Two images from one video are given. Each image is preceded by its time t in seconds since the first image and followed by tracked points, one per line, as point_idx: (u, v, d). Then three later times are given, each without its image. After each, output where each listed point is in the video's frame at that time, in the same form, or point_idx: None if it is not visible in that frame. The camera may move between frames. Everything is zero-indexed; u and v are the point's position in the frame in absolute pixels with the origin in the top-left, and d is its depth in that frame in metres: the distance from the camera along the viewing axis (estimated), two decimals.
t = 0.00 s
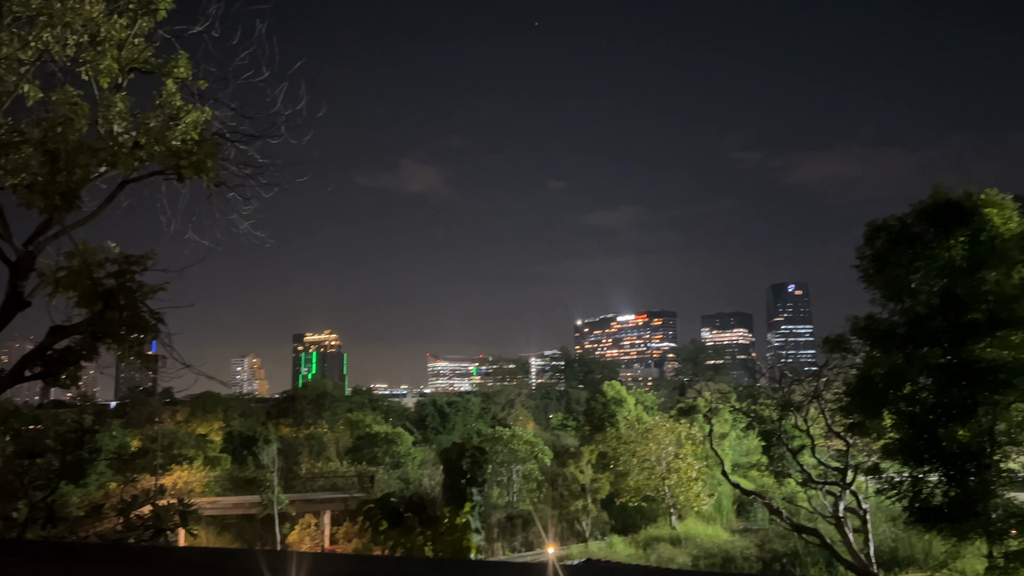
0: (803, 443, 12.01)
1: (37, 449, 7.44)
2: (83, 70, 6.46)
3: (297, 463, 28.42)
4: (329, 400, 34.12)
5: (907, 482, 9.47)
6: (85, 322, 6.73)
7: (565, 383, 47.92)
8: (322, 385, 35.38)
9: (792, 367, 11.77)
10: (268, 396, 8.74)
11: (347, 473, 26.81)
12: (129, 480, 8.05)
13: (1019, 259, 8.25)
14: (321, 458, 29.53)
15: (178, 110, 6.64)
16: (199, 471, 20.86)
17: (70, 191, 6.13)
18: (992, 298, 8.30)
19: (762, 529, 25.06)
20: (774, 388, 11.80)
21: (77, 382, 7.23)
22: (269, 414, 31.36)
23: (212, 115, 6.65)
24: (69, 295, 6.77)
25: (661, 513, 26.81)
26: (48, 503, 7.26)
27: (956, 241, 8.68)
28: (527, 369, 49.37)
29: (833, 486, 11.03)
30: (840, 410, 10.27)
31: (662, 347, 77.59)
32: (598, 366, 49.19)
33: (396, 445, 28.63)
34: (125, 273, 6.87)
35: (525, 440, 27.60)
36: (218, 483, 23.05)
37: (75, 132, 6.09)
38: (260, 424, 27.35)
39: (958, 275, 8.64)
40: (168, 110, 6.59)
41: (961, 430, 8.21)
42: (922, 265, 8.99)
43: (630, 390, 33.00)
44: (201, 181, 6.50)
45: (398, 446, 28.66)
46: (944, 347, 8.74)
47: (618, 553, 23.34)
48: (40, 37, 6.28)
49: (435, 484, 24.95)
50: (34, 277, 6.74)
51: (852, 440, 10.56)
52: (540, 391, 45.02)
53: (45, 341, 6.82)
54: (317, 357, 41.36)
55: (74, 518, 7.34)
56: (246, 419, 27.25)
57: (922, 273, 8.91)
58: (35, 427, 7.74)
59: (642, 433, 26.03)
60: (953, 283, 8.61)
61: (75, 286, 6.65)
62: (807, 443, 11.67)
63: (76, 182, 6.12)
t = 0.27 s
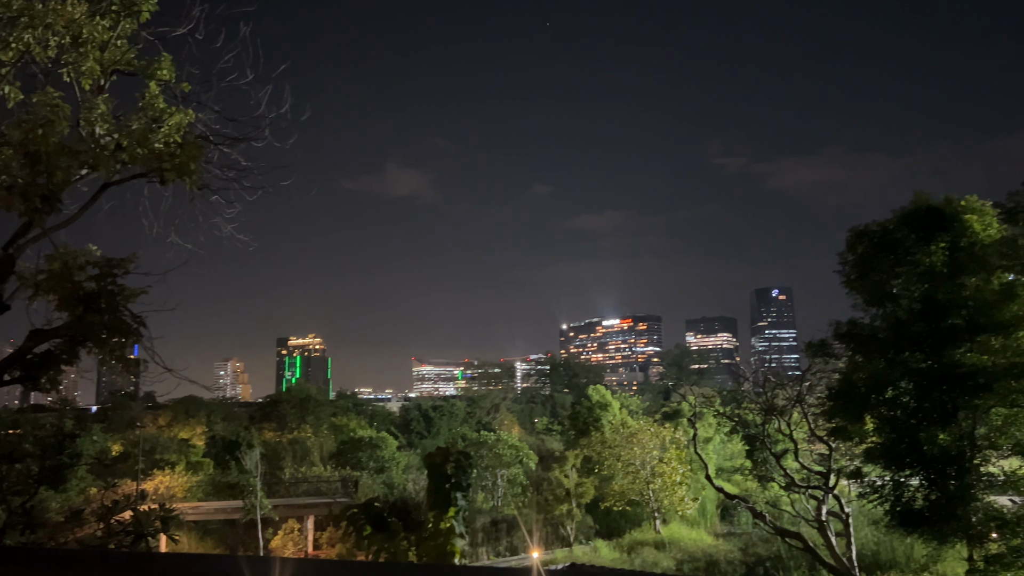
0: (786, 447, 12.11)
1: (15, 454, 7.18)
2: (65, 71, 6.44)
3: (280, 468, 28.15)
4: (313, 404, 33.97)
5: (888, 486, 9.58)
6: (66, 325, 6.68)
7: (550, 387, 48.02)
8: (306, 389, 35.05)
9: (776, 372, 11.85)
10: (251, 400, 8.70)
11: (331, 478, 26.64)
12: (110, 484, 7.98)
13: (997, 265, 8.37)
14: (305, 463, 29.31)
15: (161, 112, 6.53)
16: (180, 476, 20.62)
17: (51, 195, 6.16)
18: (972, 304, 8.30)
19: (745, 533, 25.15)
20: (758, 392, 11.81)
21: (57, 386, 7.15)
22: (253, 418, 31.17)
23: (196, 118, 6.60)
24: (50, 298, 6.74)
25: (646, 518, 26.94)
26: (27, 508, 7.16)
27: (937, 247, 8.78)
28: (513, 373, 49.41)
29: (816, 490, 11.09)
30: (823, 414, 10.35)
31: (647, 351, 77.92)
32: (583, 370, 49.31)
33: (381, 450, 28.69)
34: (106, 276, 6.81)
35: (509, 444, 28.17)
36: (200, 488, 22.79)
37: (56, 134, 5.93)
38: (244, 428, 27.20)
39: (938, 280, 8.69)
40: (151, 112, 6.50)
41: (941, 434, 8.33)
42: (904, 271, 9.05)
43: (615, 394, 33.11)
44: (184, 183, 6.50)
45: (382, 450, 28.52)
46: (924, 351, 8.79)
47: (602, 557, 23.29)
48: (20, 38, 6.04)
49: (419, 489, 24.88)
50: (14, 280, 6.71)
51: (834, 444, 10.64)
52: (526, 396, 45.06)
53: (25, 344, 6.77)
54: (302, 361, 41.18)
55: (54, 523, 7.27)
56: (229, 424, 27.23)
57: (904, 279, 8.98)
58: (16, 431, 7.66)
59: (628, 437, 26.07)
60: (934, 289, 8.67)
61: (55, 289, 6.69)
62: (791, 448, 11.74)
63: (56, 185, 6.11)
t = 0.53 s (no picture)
0: (775, 450, 12.17)
1: None
2: (53, 73, 6.34)
3: (269, 471, 28.00)
4: (302, 408, 33.84)
5: (876, 489, 9.66)
6: (53, 329, 6.65)
7: (541, 391, 48.05)
8: (296, 394, 35.08)
9: (765, 375, 11.91)
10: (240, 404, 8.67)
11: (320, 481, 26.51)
12: (98, 488, 7.94)
13: (985, 269, 8.48)
14: (294, 467, 29.20)
15: (149, 114, 6.57)
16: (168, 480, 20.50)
17: (38, 197, 6.03)
18: (959, 308, 8.48)
19: (734, 536, 25.20)
20: (747, 395, 11.70)
21: (44, 390, 7.09)
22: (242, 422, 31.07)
23: (185, 120, 6.60)
24: (38, 301, 6.73)
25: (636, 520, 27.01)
26: (13, 512, 7.08)
27: (925, 251, 8.88)
28: (503, 377, 49.41)
29: (805, 493, 11.12)
30: (811, 417, 10.42)
31: (638, 355, 78.08)
32: (574, 373, 49.36)
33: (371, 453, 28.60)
34: (94, 279, 6.78)
35: (499, 447, 28.19)
36: (189, 491, 22.65)
37: (44, 136, 5.92)
38: (233, 432, 27.08)
39: (926, 284, 8.82)
40: (139, 115, 6.56)
41: (929, 437, 8.39)
42: (892, 274, 9.14)
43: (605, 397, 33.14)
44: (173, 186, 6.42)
45: (372, 454, 28.43)
46: (913, 355, 8.89)
47: (592, 560, 23.27)
48: (8, 40, 5.95)
49: (409, 492, 24.77)
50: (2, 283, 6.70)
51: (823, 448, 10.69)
52: (516, 399, 45.06)
53: (11, 347, 6.69)
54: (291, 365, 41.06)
55: (40, 528, 7.20)
56: (218, 428, 27.10)
57: (891, 282, 9.09)
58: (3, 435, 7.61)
59: (618, 440, 26.07)
60: (922, 292, 8.77)
61: (43, 292, 6.70)
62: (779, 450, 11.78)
63: (45, 187, 6.02)
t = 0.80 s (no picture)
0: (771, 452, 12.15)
1: None
2: (49, 75, 6.32)
3: (265, 474, 27.88)
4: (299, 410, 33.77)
5: (872, 490, 9.68)
6: (47, 331, 6.63)
7: (537, 392, 48.02)
8: (292, 395, 34.89)
9: (761, 376, 11.91)
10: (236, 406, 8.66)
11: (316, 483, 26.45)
12: (92, 491, 7.91)
13: (980, 270, 8.48)
14: (290, 469, 29.13)
15: (145, 116, 6.57)
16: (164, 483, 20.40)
17: (33, 198, 6.00)
18: (955, 308, 8.48)
19: (730, 538, 25.24)
20: (743, 397, 11.68)
21: (39, 392, 7.06)
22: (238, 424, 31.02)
23: (181, 122, 6.60)
24: (33, 302, 6.72)
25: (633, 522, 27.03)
26: (8, 516, 7.05)
27: (920, 253, 8.85)
28: (499, 378, 49.40)
29: (801, 495, 11.10)
30: (807, 419, 10.42)
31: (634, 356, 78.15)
32: (570, 375, 49.41)
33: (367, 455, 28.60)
34: (89, 281, 6.77)
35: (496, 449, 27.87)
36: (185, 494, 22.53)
37: (39, 137, 5.89)
38: (228, 435, 27.02)
39: (922, 285, 8.80)
40: (136, 116, 6.56)
41: (925, 438, 8.36)
42: (888, 276, 9.15)
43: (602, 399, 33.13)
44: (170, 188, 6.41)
45: (368, 456, 28.32)
46: (909, 356, 8.87)
47: (589, 562, 23.24)
48: (4, 42, 5.92)
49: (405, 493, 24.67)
50: None
51: (819, 449, 10.70)
52: (512, 401, 45.05)
53: (5, 349, 6.66)
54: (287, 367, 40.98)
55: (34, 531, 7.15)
56: (214, 430, 27.03)
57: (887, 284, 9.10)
58: None
59: (614, 442, 26.04)
60: (917, 293, 8.76)
61: (37, 295, 6.70)
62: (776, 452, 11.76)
63: (40, 189, 5.99)
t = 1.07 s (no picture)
0: (774, 452, 12.13)
1: None
2: (52, 77, 6.34)
3: (268, 475, 27.90)
4: (301, 411, 33.77)
5: (876, 490, 9.66)
6: (52, 333, 6.65)
7: (539, 393, 48.00)
8: (294, 396, 35.03)
9: (763, 377, 11.90)
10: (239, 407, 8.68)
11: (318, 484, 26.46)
12: (96, 493, 7.91)
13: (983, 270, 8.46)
14: (293, 469, 29.17)
15: (148, 118, 6.59)
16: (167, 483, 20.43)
17: (37, 200, 6.03)
18: (958, 309, 8.48)
19: (734, 538, 25.17)
20: (746, 397, 11.76)
21: (44, 394, 7.08)
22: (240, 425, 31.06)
23: (184, 123, 6.62)
24: (36, 304, 6.74)
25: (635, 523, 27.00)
26: (12, 517, 7.06)
27: (923, 253, 8.89)
28: (502, 379, 49.43)
29: (804, 495, 11.08)
30: (810, 419, 10.42)
31: (637, 357, 78.15)
32: (572, 375, 49.43)
33: (369, 456, 28.31)
34: (93, 282, 6.79)
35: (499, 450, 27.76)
36: (188, 494, 22.56)
37: (42, 140, 5.92)
38: (231, 436, 27.04)
39: (924, 285, 8.80)
40: (138, 118, 6.58)
41: (929, 438, 8.33)
42: (890, 276, 9.15)
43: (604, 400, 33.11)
44: (172, 189, 6.43)
45: (371, 457, 28.29)
46: (912, 357, 8.89)
47: (592, 563, 23.19)
48: (8, 45, 5.95)
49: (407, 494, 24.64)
50: None
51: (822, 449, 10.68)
52: (515, 402, 45.06)
53: (10, 351, 6.68)
54: (289, 369, 41.04)
55: (38, 532, 7.16)
56: (217, 431, 27.06)
57: (890, 284, 9.09)
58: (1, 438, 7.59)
59: (617, 442, 26.02)
60: (920, 294, 8.77)
61: (41, 296, 6.72)
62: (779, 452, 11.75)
63: (43, 191, 6.02)
